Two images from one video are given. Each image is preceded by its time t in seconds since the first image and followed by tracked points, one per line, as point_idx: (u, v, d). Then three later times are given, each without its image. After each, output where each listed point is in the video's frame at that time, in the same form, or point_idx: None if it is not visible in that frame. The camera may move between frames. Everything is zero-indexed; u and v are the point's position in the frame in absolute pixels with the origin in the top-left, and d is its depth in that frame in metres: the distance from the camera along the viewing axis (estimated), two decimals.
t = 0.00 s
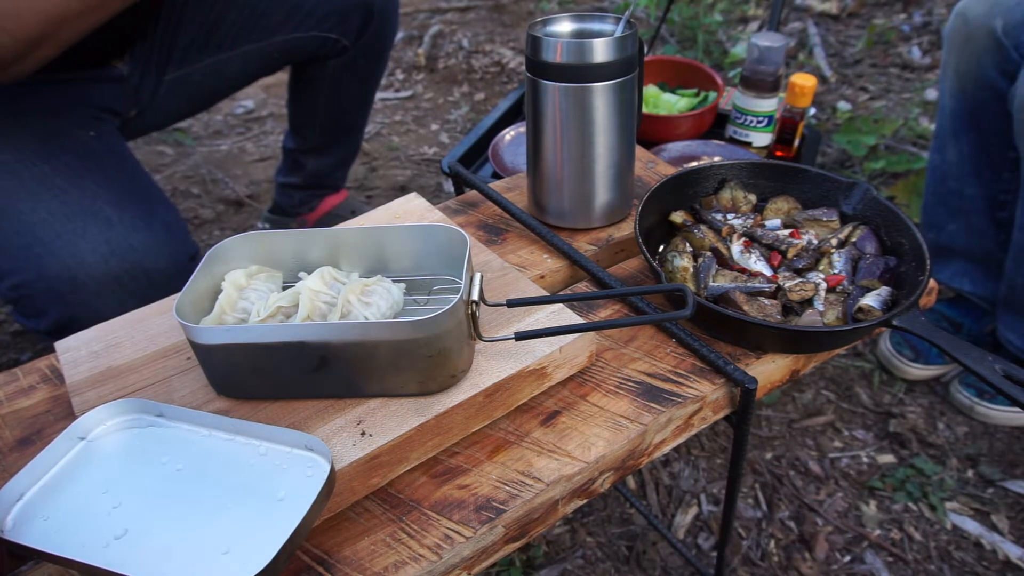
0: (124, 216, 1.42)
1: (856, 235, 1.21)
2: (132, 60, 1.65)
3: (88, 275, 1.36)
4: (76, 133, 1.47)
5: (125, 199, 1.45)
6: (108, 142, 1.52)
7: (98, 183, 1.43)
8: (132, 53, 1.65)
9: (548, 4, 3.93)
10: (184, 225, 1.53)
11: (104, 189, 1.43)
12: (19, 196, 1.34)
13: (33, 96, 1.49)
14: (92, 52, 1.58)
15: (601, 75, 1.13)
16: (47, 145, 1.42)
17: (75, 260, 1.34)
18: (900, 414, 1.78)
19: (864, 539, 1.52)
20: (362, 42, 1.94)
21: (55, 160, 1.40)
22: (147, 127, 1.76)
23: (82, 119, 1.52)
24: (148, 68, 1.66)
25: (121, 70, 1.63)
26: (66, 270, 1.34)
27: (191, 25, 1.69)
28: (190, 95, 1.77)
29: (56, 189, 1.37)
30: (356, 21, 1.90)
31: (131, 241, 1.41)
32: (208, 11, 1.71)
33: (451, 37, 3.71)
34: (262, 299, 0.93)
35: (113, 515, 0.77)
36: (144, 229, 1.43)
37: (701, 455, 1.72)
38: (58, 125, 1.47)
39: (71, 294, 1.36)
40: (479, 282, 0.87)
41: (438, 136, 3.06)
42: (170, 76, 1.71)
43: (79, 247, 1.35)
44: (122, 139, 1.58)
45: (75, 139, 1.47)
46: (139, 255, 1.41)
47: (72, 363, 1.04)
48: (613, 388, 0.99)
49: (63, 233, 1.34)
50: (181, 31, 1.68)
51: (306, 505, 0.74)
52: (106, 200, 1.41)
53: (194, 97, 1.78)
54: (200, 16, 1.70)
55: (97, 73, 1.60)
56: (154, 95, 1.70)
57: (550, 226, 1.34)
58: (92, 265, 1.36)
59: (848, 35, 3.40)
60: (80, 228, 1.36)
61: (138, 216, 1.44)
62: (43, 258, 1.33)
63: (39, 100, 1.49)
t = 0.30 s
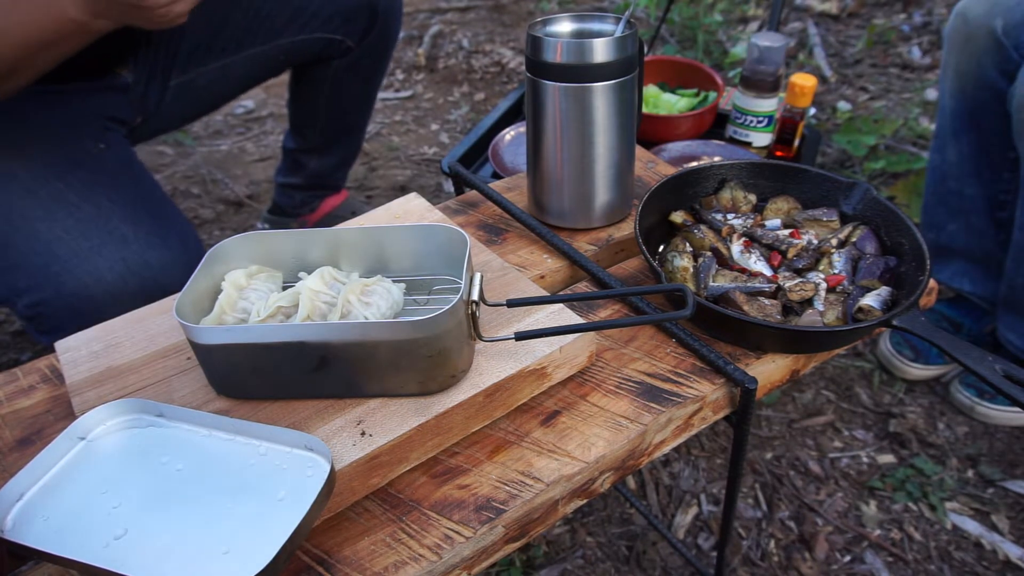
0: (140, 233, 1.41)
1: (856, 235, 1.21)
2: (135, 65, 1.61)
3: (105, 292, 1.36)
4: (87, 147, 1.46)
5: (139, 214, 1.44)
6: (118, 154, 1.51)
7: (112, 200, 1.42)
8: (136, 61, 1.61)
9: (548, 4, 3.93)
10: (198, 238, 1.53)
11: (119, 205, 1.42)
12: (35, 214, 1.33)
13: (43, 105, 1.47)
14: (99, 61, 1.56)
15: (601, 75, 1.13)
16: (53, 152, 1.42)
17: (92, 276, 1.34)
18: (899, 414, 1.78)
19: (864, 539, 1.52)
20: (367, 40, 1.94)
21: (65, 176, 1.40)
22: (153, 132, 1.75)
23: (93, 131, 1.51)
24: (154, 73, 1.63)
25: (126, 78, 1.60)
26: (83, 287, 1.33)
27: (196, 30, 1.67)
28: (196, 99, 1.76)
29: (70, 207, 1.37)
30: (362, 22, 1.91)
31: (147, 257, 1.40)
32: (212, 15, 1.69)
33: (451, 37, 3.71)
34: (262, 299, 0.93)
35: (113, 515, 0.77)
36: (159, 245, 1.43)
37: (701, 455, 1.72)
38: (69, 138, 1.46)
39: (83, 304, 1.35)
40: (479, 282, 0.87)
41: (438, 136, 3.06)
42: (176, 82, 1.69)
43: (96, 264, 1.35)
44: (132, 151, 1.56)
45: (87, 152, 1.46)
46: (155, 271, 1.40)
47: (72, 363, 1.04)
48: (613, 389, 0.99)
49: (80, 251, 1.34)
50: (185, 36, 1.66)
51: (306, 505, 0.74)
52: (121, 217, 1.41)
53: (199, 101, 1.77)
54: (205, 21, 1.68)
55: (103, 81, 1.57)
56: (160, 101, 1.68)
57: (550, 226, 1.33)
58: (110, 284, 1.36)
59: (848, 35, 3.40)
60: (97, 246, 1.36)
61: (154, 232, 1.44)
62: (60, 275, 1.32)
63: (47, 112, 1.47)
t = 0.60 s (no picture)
0: (146, 245, 1.39)
1: (855, 235, 1.21)
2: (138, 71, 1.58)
3: (110, 307, 1.34)
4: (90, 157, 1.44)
5: (144, 225, 1.41)
6: (122, 163, 1.49)
7: (118, 212, 1.40)
8: (137, 66, 1.58)
9: (548, 4, 3.93)
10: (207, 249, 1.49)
11: (124, 217, 1.40)
12: (40, 228, 1.32)
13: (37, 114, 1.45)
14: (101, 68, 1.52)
15: (601, 75, 1.13)
16: (53, 154, 1.41)
17: (99, 290, 1.33)
18: (899, 414, 1.78)
19: (864, 539, 1.52)
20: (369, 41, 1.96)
21: (71, 187, 1.38)
22: (155, 133, 1.75)
23: (95, 138, 1.49)
24: (157, 77, 1.62)
25: (128, 83, 1.57)
26: (89, 298, 1.32)
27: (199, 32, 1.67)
28: (197, 101, 1.76)
29: (76, 219, 1.35)
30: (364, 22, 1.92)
31: (153, 270, 1.38)
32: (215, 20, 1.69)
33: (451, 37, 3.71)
34: (262, 299, 0.93)
35: (113, 515, 0.77)
36: (166, 257, 1.40)
37: (701, 455, 1.72)
38: (69, 146, 1.44)
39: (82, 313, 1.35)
40: (479, 282, 0.87)
41: (438, 136, 3.06)
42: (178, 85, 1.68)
43: (104, 276, 1.33)
44: (134, 156, 1.54)
45: (90, 163, 1.44)
46: (163, 284, 1.38)
47: (72, 363, 1.04)
48: (613, 389, 0.99)
49: (86, 263, 1.33)
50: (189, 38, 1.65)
51: (306, 505, 0.74)
52: (127, 229, 1.39)
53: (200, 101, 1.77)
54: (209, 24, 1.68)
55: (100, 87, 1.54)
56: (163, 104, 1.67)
57: (550, 226, 1.34)
58: (116, 297, 1.34)
59: (848, 35, 3.40)
60: (104, 258, 1.34)
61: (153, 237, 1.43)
62: (67, 287, 1.31)
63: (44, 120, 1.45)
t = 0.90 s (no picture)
0: (132, 245, 1.38)
1: (856, 235, 1.21)
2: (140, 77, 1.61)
3: (97, 308, 1.33)
4: (83, 157, 1.44)
5: (132, 226, 1.41)
6: (115, 163, 1.48)
7: (105, 212, 1.39)
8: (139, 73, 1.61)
9: (548, 4, 3.93)
10: (195, 251, 1.49)
11: (111, 217, 1.39)
12: (27, 225, 1.31)
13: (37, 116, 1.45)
14: (101, 73, 1.54)
15: (601, 75, 1.13)
16: (51, 155, 1.41)
17: (83, 291, 1.32)
18: (899, 414, 1.78)
19: (864, 539, 1.52)
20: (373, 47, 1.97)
21: (59, 186, 1.37)
22: (155, 136, 1.76)
23: (89, 139, 1.49)
24: (160, 82, 1.64)
25: (129, 89, 1.60)
26: (73, 300, 1.31)
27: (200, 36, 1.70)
28: (199, 104, 1.79)
29: (63, 219, 1.34)
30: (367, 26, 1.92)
31: (139, 271, 1.37)
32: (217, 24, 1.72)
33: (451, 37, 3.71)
34: (262, 299, 0.93)
35: (112, 515, 0.77)
36: (152, 258, 1.39)
37: (701, 455, 1.72)
38: (68, 148, 1.44)
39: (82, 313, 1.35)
40: (478, 282, 0.87)
41: (438, 136, 3.06)
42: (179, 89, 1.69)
43: (87, 278, 1.32)
44: (129, 156, 1.54)
45: (83, 164, 1.43)
46: (149, 287, 1.37)
47: (72, 363, 1.04)
48: (613, 389, 0.99)
49: (69, 264, 1.32)
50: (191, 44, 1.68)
51: (306, 505, 0.74)
52: (113, 229, 1.38)
53: (203, 105, 1.79)
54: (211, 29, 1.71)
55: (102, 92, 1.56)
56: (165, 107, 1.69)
57: (551, 226, 1.33)
58: (100, 297, 1.33)
59: (848, 35, 3.40)
60: (89, 258, 1.33)
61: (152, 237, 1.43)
62: (53, 288, 1.30)
63: (43, 121, 1.45)
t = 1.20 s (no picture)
0: (129, 248, 1.37)
1: (856, 235, 1.21)
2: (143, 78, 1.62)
3: (94, 309, 1.33)
4: (82, 156, 1.45)
5: (129, 228, 1.40)
6: (115, 163, 1.49)
7: (101, 213, 1.39)
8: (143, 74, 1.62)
9: (548, 4, 3.93)
10: (191, 250, 1.49)
11: (108, 219, 1.39)
12: (25, 226, 1.31)
13: (39, 117, 1.47)
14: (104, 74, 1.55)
15: (601, 75, 1.13)
16: (51, 154, 1.41)
17: (80, 293, 1.31)
18: (900, 414, 1.78)
19: (864, 539, 1.52)
20: (380, 41, 1.97)
21: (56, 187, 1.37)
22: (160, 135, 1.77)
23: (90, 140, 1.50)
24: (163, 81, 1.65)
25: (132, 89, 1.61)
26: (68, 303, 1.31)
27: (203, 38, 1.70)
28: (202, 105, 1.78)
29: (61, 220, 1.34)
30: (372, 29, 1.93)
31: (136, 274, 1.36)
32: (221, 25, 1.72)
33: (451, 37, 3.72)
34: (262, 299, 0.93)
35: (112, 515, 0.77)
36: (149, 260, 1.39)
37: (701, 455, 1.72)
38: (68, 150, 1.44)
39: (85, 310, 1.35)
40: (479, 282, 0.87)
41: (438, 136, 3.06)
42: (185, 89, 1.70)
43: (84, 282, 1.31)
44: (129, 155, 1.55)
45: (81, 164, 1.44)
46: (144, 289, 1.37)
47: (72, 363, 1.04)
48: (613, 389, 0.99)
49: (67, 265, 1.31)
50: (194, 45, 1.69)
51: (306, 505, 0.74)
52: (110, 231, 1.37)
53: (206, 106, 1.79)
54: (215, 31, 1.70)
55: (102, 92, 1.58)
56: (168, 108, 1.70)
57: (551, 226, 1.33)
58: (96, 299, 1.32)
59: (848, 35, 3.40)
60: (86, 261, 1.32)
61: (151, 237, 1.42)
62: (49, 291, 1.30)
63: (43, 123, 1.46)
